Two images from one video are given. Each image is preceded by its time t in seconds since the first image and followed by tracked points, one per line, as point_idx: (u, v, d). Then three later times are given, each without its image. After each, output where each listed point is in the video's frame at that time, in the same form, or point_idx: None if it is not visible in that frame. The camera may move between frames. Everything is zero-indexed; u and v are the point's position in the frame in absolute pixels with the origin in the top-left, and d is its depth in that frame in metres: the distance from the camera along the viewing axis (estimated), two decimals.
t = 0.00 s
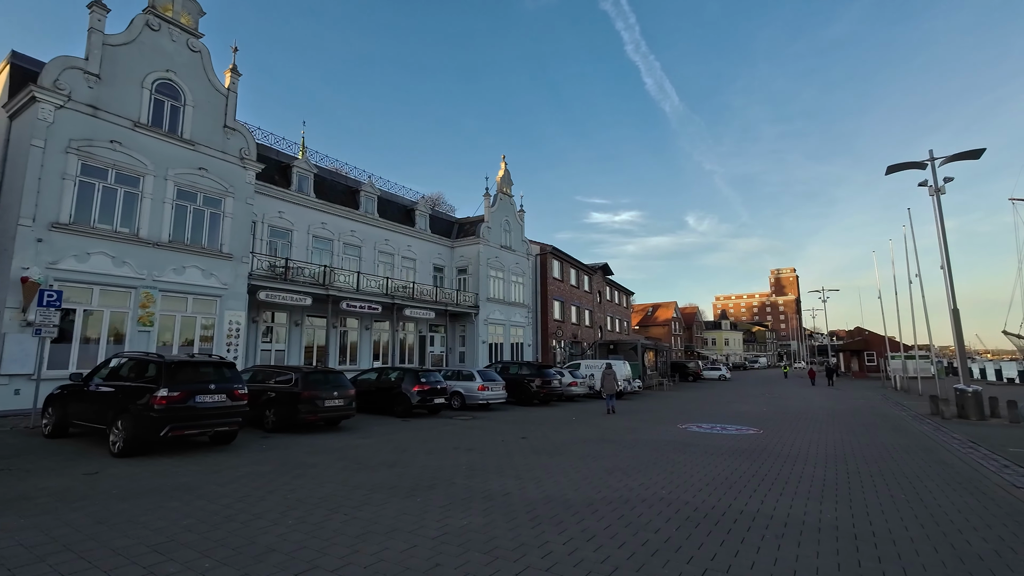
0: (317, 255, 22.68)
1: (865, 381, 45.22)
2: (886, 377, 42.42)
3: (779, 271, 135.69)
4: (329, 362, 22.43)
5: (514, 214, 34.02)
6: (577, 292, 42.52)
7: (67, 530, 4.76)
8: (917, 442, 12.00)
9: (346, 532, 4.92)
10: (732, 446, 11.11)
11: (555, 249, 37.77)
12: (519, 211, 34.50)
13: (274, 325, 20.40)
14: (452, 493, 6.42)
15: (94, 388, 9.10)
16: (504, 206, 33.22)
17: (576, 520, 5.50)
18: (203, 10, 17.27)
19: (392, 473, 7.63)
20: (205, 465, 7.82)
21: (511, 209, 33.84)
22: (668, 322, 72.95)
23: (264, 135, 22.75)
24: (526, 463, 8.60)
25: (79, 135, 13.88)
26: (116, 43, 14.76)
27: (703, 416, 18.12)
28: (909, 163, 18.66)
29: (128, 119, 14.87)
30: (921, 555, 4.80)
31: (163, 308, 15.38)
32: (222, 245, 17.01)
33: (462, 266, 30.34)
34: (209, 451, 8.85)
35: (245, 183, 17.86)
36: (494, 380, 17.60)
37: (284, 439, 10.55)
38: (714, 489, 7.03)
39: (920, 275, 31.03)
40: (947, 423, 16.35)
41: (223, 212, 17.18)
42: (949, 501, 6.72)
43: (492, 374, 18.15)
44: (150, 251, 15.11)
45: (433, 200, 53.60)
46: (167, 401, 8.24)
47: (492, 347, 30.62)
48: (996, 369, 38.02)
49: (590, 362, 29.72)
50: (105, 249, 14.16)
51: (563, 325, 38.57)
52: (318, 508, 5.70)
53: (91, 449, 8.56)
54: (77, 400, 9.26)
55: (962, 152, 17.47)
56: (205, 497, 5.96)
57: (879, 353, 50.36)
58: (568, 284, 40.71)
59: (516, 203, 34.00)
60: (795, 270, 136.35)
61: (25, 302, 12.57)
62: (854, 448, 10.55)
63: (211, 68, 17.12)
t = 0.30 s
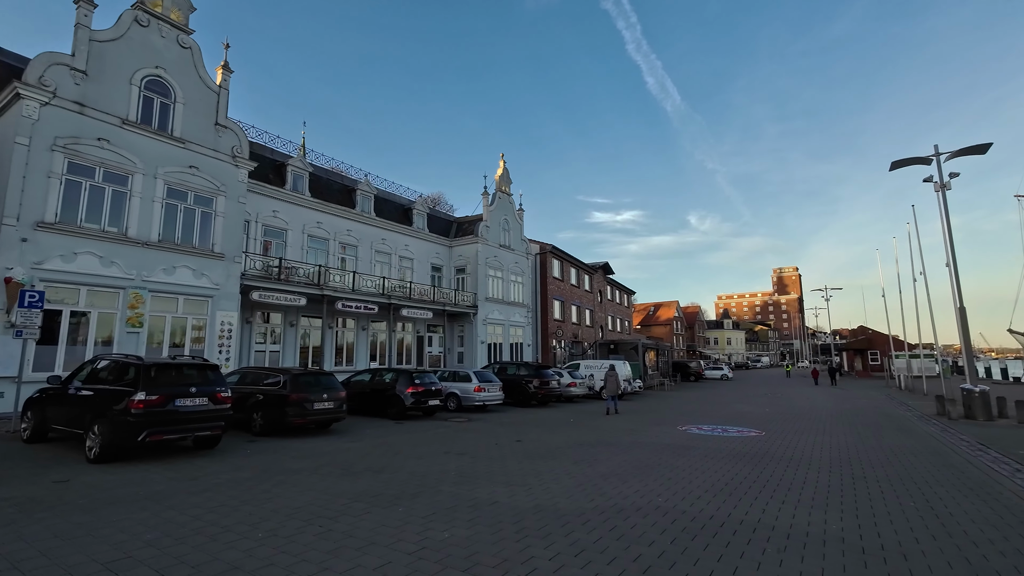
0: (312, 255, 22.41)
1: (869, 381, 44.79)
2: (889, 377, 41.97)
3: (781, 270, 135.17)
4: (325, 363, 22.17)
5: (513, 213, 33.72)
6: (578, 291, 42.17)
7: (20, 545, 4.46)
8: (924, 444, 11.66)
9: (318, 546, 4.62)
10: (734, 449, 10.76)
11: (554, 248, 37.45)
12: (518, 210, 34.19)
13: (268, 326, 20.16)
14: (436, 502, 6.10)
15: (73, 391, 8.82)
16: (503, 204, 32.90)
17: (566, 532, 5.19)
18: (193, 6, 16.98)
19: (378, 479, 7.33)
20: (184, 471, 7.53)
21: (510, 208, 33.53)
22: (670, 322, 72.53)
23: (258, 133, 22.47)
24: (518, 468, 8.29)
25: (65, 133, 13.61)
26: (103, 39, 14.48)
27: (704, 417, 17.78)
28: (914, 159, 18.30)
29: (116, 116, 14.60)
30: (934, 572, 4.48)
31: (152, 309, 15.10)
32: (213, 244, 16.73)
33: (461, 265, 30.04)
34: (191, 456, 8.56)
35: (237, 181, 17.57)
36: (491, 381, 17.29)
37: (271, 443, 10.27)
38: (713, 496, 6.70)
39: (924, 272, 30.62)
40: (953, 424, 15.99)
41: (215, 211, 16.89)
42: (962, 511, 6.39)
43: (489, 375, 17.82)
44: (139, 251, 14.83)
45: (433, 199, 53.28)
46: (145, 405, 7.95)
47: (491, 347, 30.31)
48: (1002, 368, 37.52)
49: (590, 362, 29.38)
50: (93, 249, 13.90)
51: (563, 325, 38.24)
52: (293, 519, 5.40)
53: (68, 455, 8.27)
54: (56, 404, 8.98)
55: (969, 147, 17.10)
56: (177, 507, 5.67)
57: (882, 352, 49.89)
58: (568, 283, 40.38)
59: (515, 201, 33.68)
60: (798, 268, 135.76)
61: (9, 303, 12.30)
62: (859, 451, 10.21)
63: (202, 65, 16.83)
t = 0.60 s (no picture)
0: (306, 253, 22.15)
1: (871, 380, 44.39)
2: (892, 376, 41.55)
3: (783, 269, 134.68)
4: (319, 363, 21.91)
5: (511, 211, 33.41)
6: (578, 290, 41.85)
7: None
8: (929, 444, 11.30)
9: (283, 556, 4.31)
10: (733, 449, 10.43)
11: (553, 247, 37.14)
12: (517, 208, 33.89)
13: (262, 325, 19.94)
14: (417, 507, 5.79)
15: (47, 391, 8.53)
16: (501, 202, 32.59)
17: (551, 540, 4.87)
18: None
19: (359, 482, 7.02)
20: (158, 474, 7.23)
21: (508, 206, 33.22)
22: (671, 321, 72.13)
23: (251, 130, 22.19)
24: (508, 470, 7.96)
25: (50, 127, 13.33)
26: (89, 32, 14.20)
27: (704, 417, 17.45)
28: (918, 153, 17.96)
29: (102, 111, 14.32)
30: None
31: (140, 307, 14.83)
32: (203, 242, 16.45)
33: (458, 264, 29.74)
34: (169, 458, 8.26)
35: (228, 178, 17.27)
36: (486, 380, 16.98)
37: (256, 444, 9.97)
38: (709, 500, 6.38)
39: (927, 270, 30.27)
40: (958, 423, 15.63)
41: (205, 208, 16.59)
42: (972, 516, 6.06)
43: (485, 373, 17.51)
44: (126, 249, 14.55)
45: (432, 198, 52.95)
46: (119, 405, 7.66)
47: (489, 346, 30.00)
48: (1008, 367, 37.04)
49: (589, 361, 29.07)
50: (79, 246, 13.62)
51: (562, 324, 37.91)
52: (262, 525, 5.09)
53: (41, 457, 7.97)
54: (30, 404, 8.69)
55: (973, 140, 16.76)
56: (141, 513, 5.36)
57: (885, 350, 49.47)
58: (567, 282, 40.05)
59: (513, 199, 33.38)
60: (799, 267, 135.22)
61: None
62: (863, 452, 9.86)
63: (191, 60, 16.55)
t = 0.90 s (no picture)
0: (300, 253, 21.86)
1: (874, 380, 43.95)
2: (895, 375, 41.17)
3: (785, 269, 134.27)
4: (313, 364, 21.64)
5: (509, 210, 33.11)
6: (577, 290, 41.53)
7: None
8: (935, 447, 10.96)
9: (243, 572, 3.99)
10: (732, 452, 10.09)
11: (552, 246, 36.82)
12: (515, 207, 33.58)
13: (254, 326, 19.67)
14: (396, 517, 5.47)
15: (19, 394, 8.21)
16: (499, 201, 32.29)
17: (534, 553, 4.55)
18: None
19: (340, 489, 6.70)
20: (130, 480, 6.92)
21: (506, 205, 32.92)
22: (671, 321, 71.78)
23: (244, 128, 21.90)
24: (497, 476, 7.64)
25: (33, 124, 13.05)
26: (74, 27, 13.92)
27: (704, 418, 17.13)
28: (921, 148, 17.61)
29: (88, 107, 14.04)
30: None
31: (127, 308, 14.52)
32: (192, 241, 16.14)
33: (455, 263, 29.43)
34: (146, 464, 7.95)
35: (218, 176, 16.97)
36: (481, 382, 16.66)
37: (239, 449, 9.66)
38: (706, 509, 6.04)
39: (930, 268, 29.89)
40: (964, 424, 15.27)
41: (194, 206, 16.29)
42: (984, 526, 5.73)
43: (480, 374, 17.19)
44: (112, 248, 14.25)
45: (432, 198, 52.66)
46: (91, 409, 7.36)
47: (487, 347, 29.69)
48: (1011, 366, 36.62)
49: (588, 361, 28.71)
50: (63, 245, 13.33)
51: (561, 324, 37.59)
52: (227, 538, 4.77)
53: (11, 463, 7.67)
54: (3, 409, 8.38)
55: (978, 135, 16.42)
56: (101, 525, 5.04)
57: (888, 350, 49.07)
58: (566, 281, 39.74)
59: (511, 198, 33.08)
60: (801, 266, 134.79)
61: None
62: (868, 456, 9.51)
63: (180, 56, 16.26)
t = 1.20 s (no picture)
0: (294, 251, 21.57)
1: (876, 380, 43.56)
2: (897, 375, 40.80)
3: (785, 269, 133.92)
4: (307, 364, 21.35)
5: (507, 209, 32.80)
6: (576, 290, 41.21)
7: None
8: (941, 449, 10.63)
9: None
10: (732, 455, 9.75)
11: (551, 245, 36.52)
12: (513, 205, 33.28)
13: (246, 325, 19.40)
14: (372, 526, 5.15)
15: None
16: (497, 199, 31.96)
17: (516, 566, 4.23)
18: None
19: (318, 495, 6.39)
20: (100, 484, 6.61)
21: (504, 203, 32.61)
22: (672, 321, 71.45)
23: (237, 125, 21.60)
24: (486, 481, 7.32)
25: (16, 118, 12.76)
26: (59, 20, 13.63)
27: (704, 419, 16.80)
28: (926, 144, 17.28)
29: (73, 102, 13.76)
30: None
31: (114, 307, 14.23)
32: (182, 239, 15.84)
33: (453, 262, 29.13)
34: (121, 467, 7.65)
35: (209, 172, 16.68)
36: (476, 382, 16.34)
37: (221, 451, 9.36)
38: (703, 517, 5.73)
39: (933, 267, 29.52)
40: (970, 425, 14.92)
41: (184, 204, 16.00)
42: (998, 537, 5.40)
43: (476, 374, 16.86)
44: (98, 245, 13.96)
45: (431, 197, 52.37)
46: (61, 410, 7.05)
47: (484, 347, 29.37)
48: (1016, 366, 36.23)
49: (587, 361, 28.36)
50: (47, 242, 13.04)
51: (560, 324, 37.26)
52: (188, 549, 4.46)
53: None
54: None
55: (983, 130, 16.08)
56: (57, 534, 4.74)
57: (890, 350, 48.69)
58: (566, 281, 39.41)
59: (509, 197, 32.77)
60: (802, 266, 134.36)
61: None
62: (874, 460, 9.17)
63: (169, 50, 15.97)
